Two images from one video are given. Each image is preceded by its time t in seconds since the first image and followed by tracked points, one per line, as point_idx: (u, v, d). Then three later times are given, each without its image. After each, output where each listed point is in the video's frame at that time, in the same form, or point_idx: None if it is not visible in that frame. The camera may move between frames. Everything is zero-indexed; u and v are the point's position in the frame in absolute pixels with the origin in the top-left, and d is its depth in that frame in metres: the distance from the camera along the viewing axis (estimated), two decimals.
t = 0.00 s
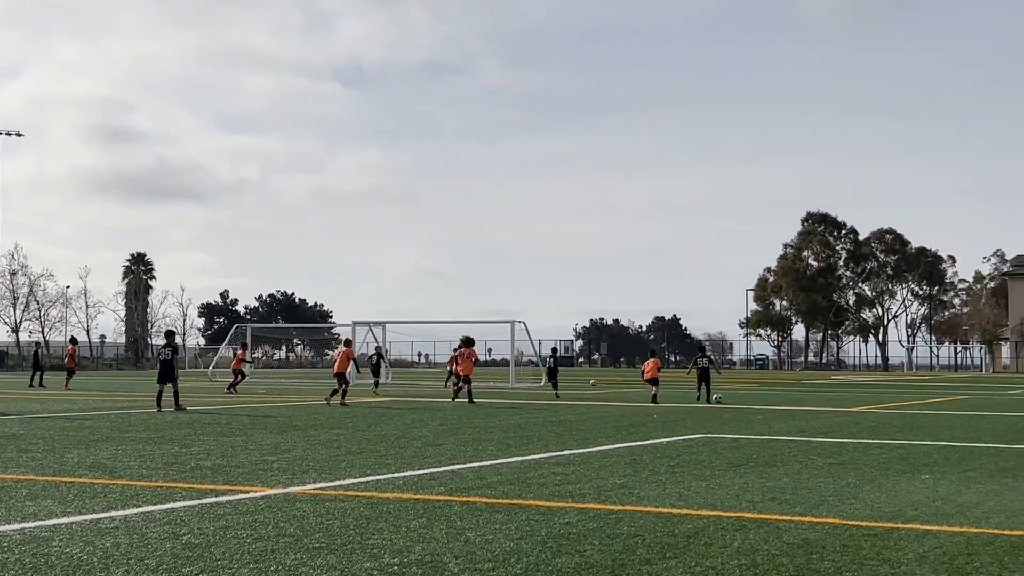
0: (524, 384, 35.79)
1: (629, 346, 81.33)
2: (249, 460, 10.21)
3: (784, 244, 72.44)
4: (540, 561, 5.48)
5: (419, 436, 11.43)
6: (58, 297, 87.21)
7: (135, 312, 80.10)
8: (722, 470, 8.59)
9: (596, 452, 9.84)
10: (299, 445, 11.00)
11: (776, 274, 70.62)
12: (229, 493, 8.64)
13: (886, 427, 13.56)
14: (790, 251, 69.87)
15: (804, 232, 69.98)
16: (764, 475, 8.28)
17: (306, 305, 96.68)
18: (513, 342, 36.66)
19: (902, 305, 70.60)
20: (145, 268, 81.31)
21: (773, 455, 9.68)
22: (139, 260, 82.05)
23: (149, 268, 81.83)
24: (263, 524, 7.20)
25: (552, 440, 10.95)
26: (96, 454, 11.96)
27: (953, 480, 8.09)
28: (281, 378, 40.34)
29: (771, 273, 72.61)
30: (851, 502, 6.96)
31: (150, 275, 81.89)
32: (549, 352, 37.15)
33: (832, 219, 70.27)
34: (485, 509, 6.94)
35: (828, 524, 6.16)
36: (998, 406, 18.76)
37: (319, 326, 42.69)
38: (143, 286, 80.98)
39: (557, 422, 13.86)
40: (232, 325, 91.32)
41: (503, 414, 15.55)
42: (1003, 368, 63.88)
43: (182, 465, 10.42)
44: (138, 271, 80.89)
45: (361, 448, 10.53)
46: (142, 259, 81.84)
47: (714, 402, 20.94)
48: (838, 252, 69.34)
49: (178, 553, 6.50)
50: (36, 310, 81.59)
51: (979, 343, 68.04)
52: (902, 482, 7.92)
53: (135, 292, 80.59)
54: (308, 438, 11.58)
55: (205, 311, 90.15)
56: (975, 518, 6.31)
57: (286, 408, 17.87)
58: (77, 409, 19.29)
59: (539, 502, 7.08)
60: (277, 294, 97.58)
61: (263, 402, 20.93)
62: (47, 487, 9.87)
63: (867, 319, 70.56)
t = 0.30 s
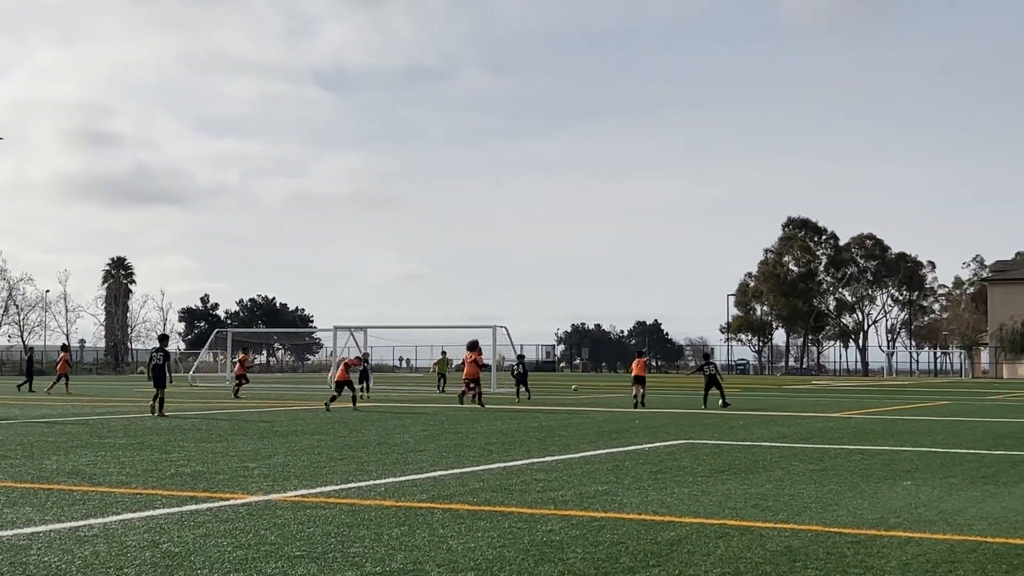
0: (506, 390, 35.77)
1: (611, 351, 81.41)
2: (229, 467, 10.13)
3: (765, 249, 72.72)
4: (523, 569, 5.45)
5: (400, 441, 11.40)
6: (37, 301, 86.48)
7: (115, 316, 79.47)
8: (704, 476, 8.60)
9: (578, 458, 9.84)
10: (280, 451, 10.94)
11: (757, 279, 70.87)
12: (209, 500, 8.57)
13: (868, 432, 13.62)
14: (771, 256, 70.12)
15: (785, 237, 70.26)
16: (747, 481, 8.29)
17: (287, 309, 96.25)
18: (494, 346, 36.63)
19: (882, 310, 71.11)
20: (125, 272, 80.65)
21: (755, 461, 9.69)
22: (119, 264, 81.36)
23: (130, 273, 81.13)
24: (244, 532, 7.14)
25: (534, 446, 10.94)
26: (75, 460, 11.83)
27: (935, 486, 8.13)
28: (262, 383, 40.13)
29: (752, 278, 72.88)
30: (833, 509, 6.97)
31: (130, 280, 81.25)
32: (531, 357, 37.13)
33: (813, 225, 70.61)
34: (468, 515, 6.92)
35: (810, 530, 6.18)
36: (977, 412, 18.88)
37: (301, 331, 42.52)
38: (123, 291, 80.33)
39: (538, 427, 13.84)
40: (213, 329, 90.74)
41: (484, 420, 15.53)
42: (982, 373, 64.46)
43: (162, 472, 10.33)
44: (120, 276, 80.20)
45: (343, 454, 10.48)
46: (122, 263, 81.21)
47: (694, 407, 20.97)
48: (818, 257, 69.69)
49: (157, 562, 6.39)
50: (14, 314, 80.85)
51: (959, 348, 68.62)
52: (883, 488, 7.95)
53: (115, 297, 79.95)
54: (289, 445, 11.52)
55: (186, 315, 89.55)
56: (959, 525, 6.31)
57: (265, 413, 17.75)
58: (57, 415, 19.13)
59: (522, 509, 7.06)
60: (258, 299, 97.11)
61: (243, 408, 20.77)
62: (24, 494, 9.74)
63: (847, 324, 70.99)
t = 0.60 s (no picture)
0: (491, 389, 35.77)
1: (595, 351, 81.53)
2: (213, 466, 10.08)
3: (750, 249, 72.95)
4: (510, 568, 5.44)
5: (386, 441, 11.37)
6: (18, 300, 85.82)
7: (98, 315, 78.97)
8: (690, 475, 8.62)
9: (563, 458, 9.85)
10: (265, 450, 10.90)
11: (741, 279, 71.08)
12: (194, 500, 8.52)
13: (852, 431, 13.66)
14: (756, 256, 70.33)
15: (769, 238, 70.50)
16: (733, 481, 8.31)
17: (271, 308, 95.92)
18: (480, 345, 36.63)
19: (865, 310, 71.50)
20: (108, 271, 80.11)
21: (741, 460, 9.72)
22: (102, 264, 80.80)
23: (113, 272, 80.60)
24: (228, 531, 7.11)
25: (520, 445, 10.94)
26: (57, 460, 11.73)
27: (919, 485, 8.17)
28: (246, 383, 40.01)
29: (736, 278, 73.10)
30: (820, 508, 6.99)
31: (113, 279, 80.75)
32: (515, 356, 37.18)
33: (797, 225, 70.87)
34: (454, 514, 6.91)
35: (796, 529, 6.20)
36: (959, 412, 19.00)
37: (284, 331, 42.36)
38: (106, 290, 79.80)
39: (525, 427, 13.85)
40: (196, 329, 90.32)
41: (471, 420, 15.52)
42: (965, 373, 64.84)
43: (146, 471, 10.26)
44: (102, 275, 79.66)
45: (328, 453, 10.44)
46: (105, 262, 80.67)
47: (679, 407, 21.02)
48: (802, 257, 70.00)
49: (142, 562, 6.34)
50: None
51: (941, 348, 69.01)
52: (869, 488, 7.98)
53: (98, 296, 79.45)
54: (274, 444, 11.47)
55: (169, 314, 89.11)
56: (943, 524, 6.35)
57: (250, 413, 17.70)
58: (39, 414, 18.98)
59: (508, 508, 7.05)
60: (242, 298, 96.70)
61: (227, 407, 20.71)
62: (5, 494, 9.65)
63: (830, 324, 71.32)
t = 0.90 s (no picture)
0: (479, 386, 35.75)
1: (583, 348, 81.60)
2: (201, 465, 10.03)
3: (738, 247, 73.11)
4: (500, 567, 5.42)
5: (375, 439, 11.33)
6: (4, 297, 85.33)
7: (85, 313, 78.57)
8: (679, 473, 8.62)
9: (553, 456, 9.84)
10: (253, 448, 10.84)
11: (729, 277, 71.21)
12: (182, 498, 8.47)
13: (841, 429, 13.68)
14: (744, 254, 70.46)
15: (757, 236, 70.62)
16: (722, 478, 8.31)
17: (259, 306, 95.63)
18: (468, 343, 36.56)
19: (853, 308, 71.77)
20: (95, 268, 79.62)
21: (730, 458, 9.72)
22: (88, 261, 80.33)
23: (100, 269, 80.17)
24: (216, 530, 7.07)
25: (509, 443, 10.92)
26: (43, 458, 11.65)
27: (909, 483, 8.18)
28: (234, 381, 39.90)
29: (724, 275, 73.21)
30: (809, 505, 7.00)
31: (100, 276, 80.31)
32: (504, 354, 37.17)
33: (785, 223, 71.02)
34: (444, 513, 6.89)
35: (786, 528, 6.20)
36: (947, 410, 19.05)
37: (271, 329, 42.25)
38: (93, 287, 79.35)
39: (514, 425, 13.82)
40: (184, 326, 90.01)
41: (459, 417, 15.50)
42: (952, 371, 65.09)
43: (134, 469, 10.21)
44: (89, 272, 79.19)
45: (317, 451, 10.40)
46: (91, 259, 80.16)
47: (667, 404, 21.02)
48: (790, 255, 70.18)
49: (130, 560, 6.30)
50: None
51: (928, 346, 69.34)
52: (859, 486, 7.99)
53: (85, 293, 78.98)
54: (262, 442, 11.43)
55: (157, 312, 88.75)
56: (933, 521, 6.37)
57: (237, 411, 17.63)
58: (24, 411, 18.87)
59: (497, 506, 7.04)
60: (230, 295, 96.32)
61: (215, 405, 20.62)
62: None
63: (818, 322, 71.54)
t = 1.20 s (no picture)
0: (471, 380, 35.78)
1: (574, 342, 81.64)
2: (193, 459, 10.02)
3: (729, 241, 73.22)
4: (493, 562, 5.42)
5: (367, 433, 11.32)
6: None
7: (75, 307, 78.29)
8: (671, 468, 8.64)
9: (545, 450, 9.85)
10: (244, 443, 10.83)
11: (721, 271, 71.30)
12: (172, 493, 8.46)
13: (833, 423, 13.73)
14: (735, 248, 70.55)
15: (748, 230, 70.67)
16: (714, 473, 8.33)
17: (250, 300, 95.41)
18: (460, 337, 36.57)
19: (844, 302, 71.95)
20: (86, 262, 79.31)
21: (721, 453, 9.74)
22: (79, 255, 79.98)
23: (90, 263, 79.81)
24: (208, 524, 7.06)
25: (501, 438, 10.93)
26: (33, 452, 11.62)
27: (900, 477, 8.22)
28: (225, 375, 39.84)
29: (715, 269, 73.30)
30: (801, 501, 7.01)
31: (90, 270, 79.98)
32: (495, 348, 37.21)
33: (776, 217, 71.12)
34: (436, 508, 6.89)
35: (777, 522, 6.22)
36: (938, 404, 19.13)
37: (263, 323, 42.16)
38: (84, 281, 79.02)
39: (506, 419, 13.85)
40: (174, 320, 89.79)
41: (451, 411, 15.52)
42: (943, 365, 65.24)
43: (125, 463, 10.18)
44: (80, 266, 78.86)
45: (309, 446, 10.38)
46: (82, 252, 79.82)
47: (660, 398, 21.09)
48: (781, 250, 70.28)
49: (122, 555, 6.28)
50: None
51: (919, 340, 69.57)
52: (851, 480, 8.01)
53: (75, 287, 78.64)
54: (254, 436, 11.40)
55: (147, 306, 88.47)
56: (924, 517, 6.39)
57: (229, 405, 17.60)
58: (15, 405, 18.78)
59: (489, 501, 7.05)
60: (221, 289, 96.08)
61: (205, 398, 20.58)
62: None
63: (809, 316, 71.72)
